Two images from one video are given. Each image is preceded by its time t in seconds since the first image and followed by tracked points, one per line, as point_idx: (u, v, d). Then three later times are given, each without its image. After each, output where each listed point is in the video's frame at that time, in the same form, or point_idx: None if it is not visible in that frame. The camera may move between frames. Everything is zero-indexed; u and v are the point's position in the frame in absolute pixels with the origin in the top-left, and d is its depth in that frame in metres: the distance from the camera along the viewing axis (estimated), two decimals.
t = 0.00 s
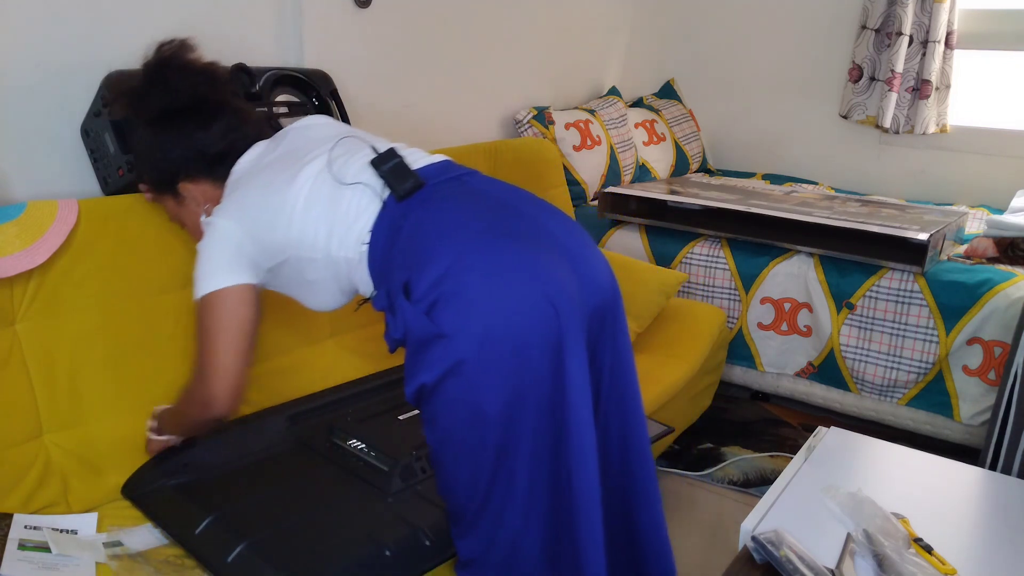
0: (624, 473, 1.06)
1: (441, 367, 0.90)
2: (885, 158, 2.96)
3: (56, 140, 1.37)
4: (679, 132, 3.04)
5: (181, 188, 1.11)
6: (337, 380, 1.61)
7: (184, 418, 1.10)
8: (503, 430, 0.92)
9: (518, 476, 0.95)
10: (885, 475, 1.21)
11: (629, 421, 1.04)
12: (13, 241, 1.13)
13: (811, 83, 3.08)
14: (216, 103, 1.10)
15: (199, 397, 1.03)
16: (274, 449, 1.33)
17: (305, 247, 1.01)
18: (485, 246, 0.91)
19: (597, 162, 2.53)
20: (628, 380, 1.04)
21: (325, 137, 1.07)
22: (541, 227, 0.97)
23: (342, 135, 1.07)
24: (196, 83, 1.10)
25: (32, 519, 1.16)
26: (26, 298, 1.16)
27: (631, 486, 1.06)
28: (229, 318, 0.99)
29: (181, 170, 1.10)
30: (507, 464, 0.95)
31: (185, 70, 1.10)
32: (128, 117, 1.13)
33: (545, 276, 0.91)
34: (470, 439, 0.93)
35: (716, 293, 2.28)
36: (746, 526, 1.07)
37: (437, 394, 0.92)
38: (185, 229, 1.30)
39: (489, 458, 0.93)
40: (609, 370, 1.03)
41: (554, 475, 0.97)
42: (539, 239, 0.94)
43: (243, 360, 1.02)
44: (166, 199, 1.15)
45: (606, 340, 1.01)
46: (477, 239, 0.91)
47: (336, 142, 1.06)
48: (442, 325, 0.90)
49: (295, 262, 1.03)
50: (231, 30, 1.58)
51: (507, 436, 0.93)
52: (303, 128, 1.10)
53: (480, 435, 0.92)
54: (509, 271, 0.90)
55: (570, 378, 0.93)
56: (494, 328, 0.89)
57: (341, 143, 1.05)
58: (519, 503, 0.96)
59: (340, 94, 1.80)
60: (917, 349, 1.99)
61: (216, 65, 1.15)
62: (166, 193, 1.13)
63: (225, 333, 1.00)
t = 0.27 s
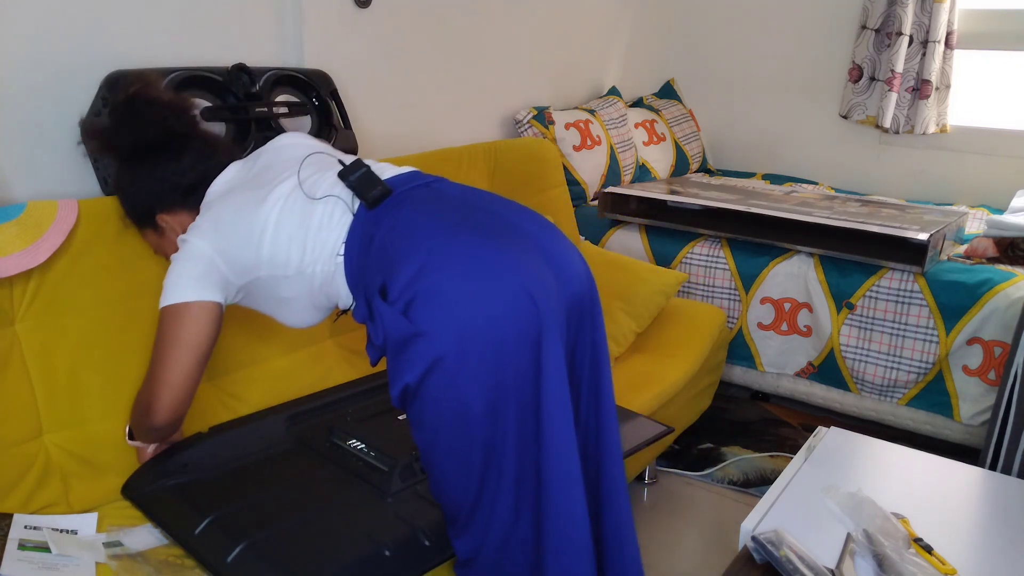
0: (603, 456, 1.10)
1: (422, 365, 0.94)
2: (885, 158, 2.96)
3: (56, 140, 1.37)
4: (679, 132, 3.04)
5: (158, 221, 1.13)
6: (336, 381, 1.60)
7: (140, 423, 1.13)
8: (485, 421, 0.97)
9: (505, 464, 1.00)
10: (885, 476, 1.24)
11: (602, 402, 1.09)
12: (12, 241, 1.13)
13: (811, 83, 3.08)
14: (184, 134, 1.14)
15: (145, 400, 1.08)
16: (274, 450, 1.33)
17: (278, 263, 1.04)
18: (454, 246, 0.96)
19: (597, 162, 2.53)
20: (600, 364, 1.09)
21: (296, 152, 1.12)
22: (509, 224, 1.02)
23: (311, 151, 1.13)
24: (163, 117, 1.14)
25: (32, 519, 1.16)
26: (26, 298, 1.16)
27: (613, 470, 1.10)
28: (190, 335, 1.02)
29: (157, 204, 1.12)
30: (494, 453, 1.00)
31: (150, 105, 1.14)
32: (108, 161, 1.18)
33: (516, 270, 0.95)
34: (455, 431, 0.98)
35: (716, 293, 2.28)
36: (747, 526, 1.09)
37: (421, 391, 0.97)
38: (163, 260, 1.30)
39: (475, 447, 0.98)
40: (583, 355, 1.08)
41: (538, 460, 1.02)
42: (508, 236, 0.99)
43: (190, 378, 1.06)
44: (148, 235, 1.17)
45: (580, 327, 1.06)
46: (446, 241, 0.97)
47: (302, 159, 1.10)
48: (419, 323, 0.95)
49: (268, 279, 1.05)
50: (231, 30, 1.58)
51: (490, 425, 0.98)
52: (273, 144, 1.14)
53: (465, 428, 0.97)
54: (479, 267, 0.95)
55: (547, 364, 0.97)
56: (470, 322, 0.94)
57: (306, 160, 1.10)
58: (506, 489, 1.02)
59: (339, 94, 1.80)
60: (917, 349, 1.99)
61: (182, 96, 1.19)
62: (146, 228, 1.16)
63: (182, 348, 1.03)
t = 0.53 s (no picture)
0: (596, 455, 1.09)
1: (414, 364, 0.96)
2: (885, 157, 2.96)
3: (56, 140, 1.37)
4: (679, 132, 3.04)
5: (156, 235, 1.16)
6: (337, 381, 1.59)
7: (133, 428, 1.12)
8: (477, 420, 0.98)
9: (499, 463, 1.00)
10: (884, 476, 1.24)
11: (595, 401, 1.09)
12: (12, 241, 1.13)
13: (812, 83, 3.08)
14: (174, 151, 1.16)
15: (135, 407, 1.08)
16: (274, 449, 1.33)
17: (269, 271, 1.06)
18: (444, 245, 0.97)
19: (597, 162, 2.53)
20: (592, 363, 1.09)
21: (286, 163, 1.14)
22: (500, 223, 1.03)
23: (301, 161, 1.15)
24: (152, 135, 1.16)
25: (32, 519, 1.16)
26: (26, 298, 1.16)
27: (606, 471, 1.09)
28: (182, 340, 1.04)
29: (155, 218, 1.16)
30: (487, 452, 1.00)
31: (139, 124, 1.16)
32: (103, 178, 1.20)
33: (505, 267, 0.96)
34: (449, 430, 0.99)
35: (716, 293, 2.28)
36: (747, 526, 1.09)
37: (414, 390, 0.98)
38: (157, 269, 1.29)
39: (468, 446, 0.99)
40: (576, 354, 1.08)
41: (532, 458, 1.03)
42: (497, 234, 1.00)
43: (180, 384, 1.07)
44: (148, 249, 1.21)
45: (572, 326, 1.06)
46: (436, 240, 0.98)
47: (291, 169, 1.13)
48: (410, 322, 0.96)
49: (260, 287, 1.08)
50: (231, 30, 1.58)
51: (483, 424, 0.99)
52: (265, 156, 1.17)
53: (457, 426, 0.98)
54: (468, 266, 0.96)
55: (536, 362, 0.98)
56: (459, 320, 0.95)
57: (295, 169, 1.13)
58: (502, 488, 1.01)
59: (339, 94, 1.79)
60: (917, 349, 1.99)
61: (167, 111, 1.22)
62: (145, 241, 1.19)
63: (174, 353, 1.04)
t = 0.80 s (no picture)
0: (594, 457, 1.09)
1: (413, 364, 0.96)
2: (885, 157, 2.96)
3: (55, 140, 1.37)
4: (679, 132, 3.04)
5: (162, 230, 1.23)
6: (336, 381, 1.59)
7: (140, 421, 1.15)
8: (476, 420, 0.98)
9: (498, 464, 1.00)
10: (884, 477, 1.24)
11: (594, 402, 1.09)
12: (13, 241, 1.14)
13: (812, 82, 3.08)
14: (168, 149, 1.20)
15: (142, 394, 1.12)
16: (274, 449, 1.33)
17: (269, 263, 1.09)
18: (443, 244, 0.98)
19: (597, 162, 2.53)
20: (592, 365, 1.09)
21: (293, 153, 1.16)
22: (501, 224, 1.03)
23: (309, 152, 1.16)
24: (143, 135, 1.19)
25: (32, 519, 1.16)
26: (26, 298, 1.16)
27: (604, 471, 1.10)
28: (184, 330, 1.07)
29: (159, 214, 1.22)
30: (486, 453, 1.00)
31: (130, 126, 1.19)
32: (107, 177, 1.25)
33: (504, 268, 0.96)
34: (448, 431, 0.99)
35: (716, 293, 2.28)
36: (747, 526, 1.09)
37: (413, 390, 0.99)
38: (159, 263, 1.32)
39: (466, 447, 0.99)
40: (576, 355, 1.07)
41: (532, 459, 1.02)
42: (497, 235, 1.00)
43: (184, 373, 1.10)
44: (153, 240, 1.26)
45: (572, 327, 1.06)
46: (435, 240, 0.98)
47: (296, 162, 1.14)
48: (409, 322, 0.96)
49: (260, 278, 1.10)
50: (231, 30, 1.58)
51: (482, 426, 0.99)
52: (275, 145, 1.19)
53: (456, 426, 0.98)
54: (467, 266, 0.96)
55: (534, 363, 0.98)
56: (458, 321, 0.95)
57: (300, 163, 1.13)
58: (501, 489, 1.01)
59: (340, 94, 1.79)
60: (917, 349, 1.99)
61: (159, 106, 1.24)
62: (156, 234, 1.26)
63: (177, 343, 1.08)
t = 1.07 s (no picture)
0: (591, 459, 1.09)
1: (407, 362, 0.96)
2: (885, 158, 2.96)
3: (55, 141, 1.37)
4: (679, 132, 3.04)
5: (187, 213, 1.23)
6: (336, 381, 1.59)
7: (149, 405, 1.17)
8: (469, 420, 0.98)
9: (489, 465, 1.00)
10: (884, 477, 1.24)
11: (592, 405, 1.08)
12: (12, 241, 1.14)
13: (811, 82, 3.08)
14: (184, 138, 1.18)
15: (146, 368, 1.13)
16: (274, 449, 1.33)
17: (273, 250, 1.10)
18: (439, 244, 0.98)
19: (597, 162, 2.53)
20: (590, 367, 1.09)
21: (303, 145, 1.16)
22: (500, 224, 1.03)
23: (321, 144, 1.17)
24: (159, 127, 1.17)
25: (32, 519, 1.16)
26: (26, 299, 1.16)
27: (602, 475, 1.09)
28: (191, 310, 1.09)
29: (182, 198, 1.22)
30: (479, 454, 1.00)
31: (144, 120, 1.17)
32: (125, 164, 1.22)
33: (499, 268, 0.96)
34: (442, 429, 0.99)
35: (716, 293, 2.27)
36: (747, 526, 1.09)
37: (408, 389, 0.99)
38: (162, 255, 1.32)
39: (459, 447, 0.99)
40: (573, 356, 1.07)
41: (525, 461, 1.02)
42: (494, 235, 1.00)
43: (188, 353, 1.12)
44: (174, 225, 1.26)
45: (569, 328, 1.06)
46: (432, 239, 0.99)
47: (304, 153, 1.15)
48: (404, 320, 0.97)
49: (264, 264, 1.12)
50: (231, 30, 1.58)
51: (475, 425, 0.99)
52: (292, 134, 1.20)
53: (450, 425, 0.99)
54: (461, 266, 0.96)
55: (528, 365, 0.97)
56: (451, 319, 0.95)
57: (308, 155, 1.14)
58: (493, 491, 1.01)
59: (339, 94, 1.80)
60: (917, 349, 1.99)
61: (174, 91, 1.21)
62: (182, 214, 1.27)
63: (183, 322, 1.09)
